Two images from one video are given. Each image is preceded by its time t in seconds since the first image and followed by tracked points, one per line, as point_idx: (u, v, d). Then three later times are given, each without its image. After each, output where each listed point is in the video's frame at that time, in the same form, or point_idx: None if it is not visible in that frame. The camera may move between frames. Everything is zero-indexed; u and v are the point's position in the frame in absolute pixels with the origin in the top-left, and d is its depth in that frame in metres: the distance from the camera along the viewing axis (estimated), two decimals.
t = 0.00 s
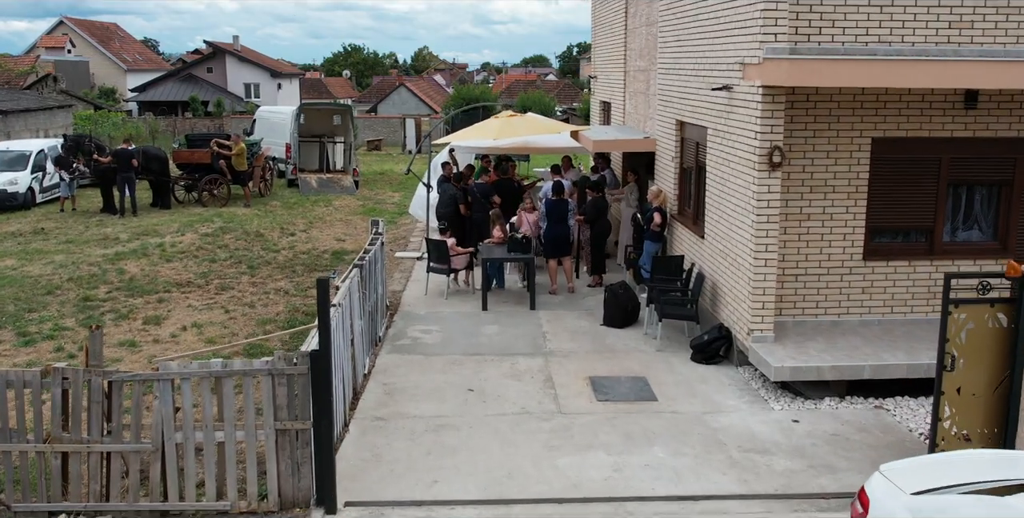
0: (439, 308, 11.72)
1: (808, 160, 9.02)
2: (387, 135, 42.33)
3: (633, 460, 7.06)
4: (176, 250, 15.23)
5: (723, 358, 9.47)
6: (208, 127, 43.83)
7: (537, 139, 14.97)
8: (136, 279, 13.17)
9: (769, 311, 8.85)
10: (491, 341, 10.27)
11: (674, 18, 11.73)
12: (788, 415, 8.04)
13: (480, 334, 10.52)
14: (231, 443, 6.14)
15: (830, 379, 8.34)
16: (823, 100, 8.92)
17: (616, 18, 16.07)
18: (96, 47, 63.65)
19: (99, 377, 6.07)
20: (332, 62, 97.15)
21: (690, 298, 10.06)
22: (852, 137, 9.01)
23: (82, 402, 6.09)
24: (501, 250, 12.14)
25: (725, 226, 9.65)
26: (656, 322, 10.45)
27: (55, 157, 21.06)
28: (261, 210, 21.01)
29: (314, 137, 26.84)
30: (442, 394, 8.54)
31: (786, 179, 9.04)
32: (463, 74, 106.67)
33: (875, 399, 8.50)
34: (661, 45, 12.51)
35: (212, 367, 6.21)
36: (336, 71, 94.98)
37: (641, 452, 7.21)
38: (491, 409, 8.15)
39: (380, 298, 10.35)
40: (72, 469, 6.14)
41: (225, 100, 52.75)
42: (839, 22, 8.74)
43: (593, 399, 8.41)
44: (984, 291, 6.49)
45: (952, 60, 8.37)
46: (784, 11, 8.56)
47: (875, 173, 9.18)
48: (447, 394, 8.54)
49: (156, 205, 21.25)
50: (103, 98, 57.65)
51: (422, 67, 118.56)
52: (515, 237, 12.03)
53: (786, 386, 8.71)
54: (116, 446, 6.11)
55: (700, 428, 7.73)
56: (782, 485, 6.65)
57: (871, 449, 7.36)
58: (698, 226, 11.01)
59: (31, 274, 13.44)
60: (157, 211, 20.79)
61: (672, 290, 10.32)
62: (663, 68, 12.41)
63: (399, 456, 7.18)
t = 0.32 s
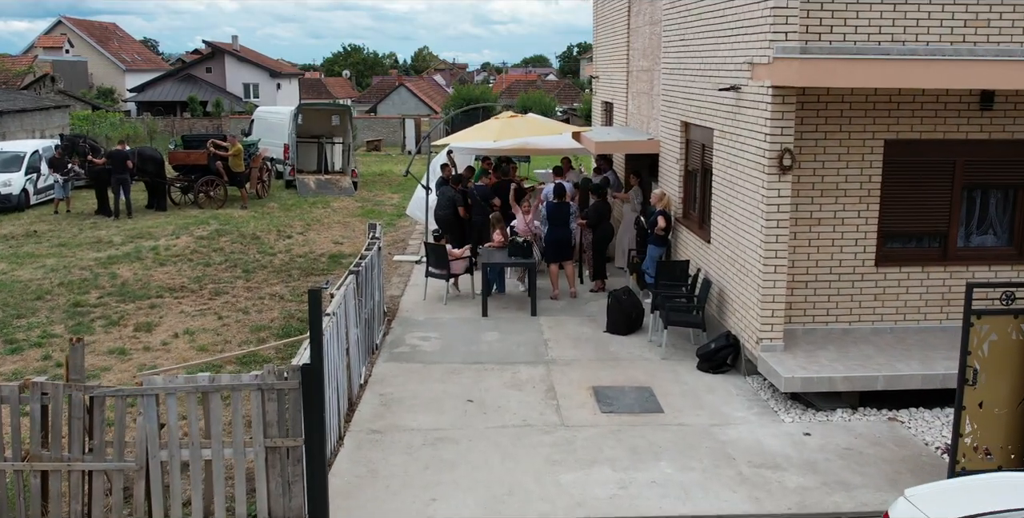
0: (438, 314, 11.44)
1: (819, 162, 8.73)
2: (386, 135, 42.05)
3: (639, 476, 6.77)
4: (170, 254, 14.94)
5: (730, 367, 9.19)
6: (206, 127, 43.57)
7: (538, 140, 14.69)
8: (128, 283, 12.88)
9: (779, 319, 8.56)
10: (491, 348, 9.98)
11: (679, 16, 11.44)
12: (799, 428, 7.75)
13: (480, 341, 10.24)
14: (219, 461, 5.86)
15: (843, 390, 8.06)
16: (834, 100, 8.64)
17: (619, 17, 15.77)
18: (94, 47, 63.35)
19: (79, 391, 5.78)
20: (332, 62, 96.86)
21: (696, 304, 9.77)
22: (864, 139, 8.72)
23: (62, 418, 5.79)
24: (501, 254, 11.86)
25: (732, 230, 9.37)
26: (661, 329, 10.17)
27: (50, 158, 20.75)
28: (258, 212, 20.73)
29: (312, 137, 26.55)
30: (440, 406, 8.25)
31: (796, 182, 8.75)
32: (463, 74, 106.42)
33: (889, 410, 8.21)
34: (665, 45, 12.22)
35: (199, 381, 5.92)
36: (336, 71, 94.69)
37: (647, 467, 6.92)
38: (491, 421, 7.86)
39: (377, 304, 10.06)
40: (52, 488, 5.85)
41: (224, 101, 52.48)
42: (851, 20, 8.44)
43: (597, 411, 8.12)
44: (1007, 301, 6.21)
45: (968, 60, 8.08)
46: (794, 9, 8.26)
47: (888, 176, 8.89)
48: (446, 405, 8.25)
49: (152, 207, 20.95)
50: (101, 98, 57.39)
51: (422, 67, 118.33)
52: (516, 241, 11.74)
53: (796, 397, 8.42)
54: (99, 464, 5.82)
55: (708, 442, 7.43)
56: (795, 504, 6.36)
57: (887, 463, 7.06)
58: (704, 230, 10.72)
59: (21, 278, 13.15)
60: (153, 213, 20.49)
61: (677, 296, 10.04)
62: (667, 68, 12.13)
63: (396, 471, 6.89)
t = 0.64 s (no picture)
0: (437, 321, 11.11)
1: (832, 166, 8.41)
2: (386, 135, 41.73)
3: (648, 496, 6.45)
4: (163, 258, 14.62)
5: (739, 378, 8.86)
6: (205, 127, 43.27)
7: (540, 141, 14.36)
8: (119, 289, 12.56)
9: (791, 329, 8.24)
10: (492, 357, 9.66)
11: (684, 15, 11.11)
12: (814, 443, 7.43)
13: (480, 350, 9.92)
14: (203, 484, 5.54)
15: (858, 403, 7.73)
16: (848, 101, 8.32)
17: (622, 16, 15.45)
18: (92, 47, 63.01)
19: (55, 411, 5.46)
20: (332, 62, 96.54)
21: (704, 313, 9.45)
22: (879, 142, 8.40)
23: (38, 437, 5.47)
24: (502, 259, 11.54)
25: (741, 236, 9.05)
26: (667, 337, 9.85)
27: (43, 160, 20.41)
28: (255, 214, 20.41)
29: (310, 138, 26.18)
30: (438, 419, 7.92)
31: (808, 186, 8.43)
32: (463, 74, 106.22)
33: (905, 423, 7.89)
34: (670, 44, 11.90)
35: (183, 400, 5.61)
36: (335, 71, 94.36)
37: (656, 487, 6.60)
38: (492, 436, 7.54)
39: (374, 312, 9.74)
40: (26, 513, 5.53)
41: (222, 101, 52.16)
42: (866, 18, 8.11)
43: (602, 425, 7.80)
44: None
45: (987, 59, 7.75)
46: (807, 6, 7.94)
47: (903, 180, 8.57)
48: (445, 419, 7.93)
49: (147, 209, 20.62)
50: (99, 98, 57.07)
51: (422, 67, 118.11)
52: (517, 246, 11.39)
53: (809, 410, 8.10)
54: (76, 487, 5.51)
55: (719, 459, 7.11)
56: None
57: (906, 482, 6.74)
58: (711, 235, 10.40)
59: (9, 284, 12.82)
60: (147, 215, 20.16)
61: (684, 304, 9.72)
62: (672, 68, 11.80)
63: (392, 491, 6.57)
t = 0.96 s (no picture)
0: (434, 328, 10.77)
1: (846, 169, 8.07)
2: (385, 136, 41.39)
3: None
4: (155, 262, 14.28)
5: (749, 389, 8.52)
6: (202, 128, 42.93)
7: (541, 143, 14.01)
8: (108, 295, 12.22)
9: (804, 340, 7.90)
10: (491, 367, 9.32)
11: (690, 13, 10.76)
12: (829, 461, 7.09)
13: (479, 359, 9.57)
14: (184, 511, 5.22)
15: (874, 418, 7.39)
16: (862, 102, 7.98)
17: (625, 15, 15.10)
18: (90, 46, 62.63)
19: (25, 432, 5.20)
20: (331, 62, 96.23)
21: (712, 322, 9.11)
22: (895, 144, 8.06)
23: (8, 459, 5.23)
24: (501, 265, 11.20)
25: (751, 242, 8.71)
26: (673, 347, 9.52)
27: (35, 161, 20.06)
28: (251, 216, 20.08)
29: (307, 139, 25.83)
30: (435, 434, 7.58)
31: (821, 190, 8.09)
32: (462, 74, 105.89)
33: (923, 439, 7.55)
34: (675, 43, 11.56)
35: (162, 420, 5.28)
36: (334, 71, 94.03)
37: (665, 509, 6.26)
38: (491, 453, 7.20)
39: (369, 321, 9.41)
40: None
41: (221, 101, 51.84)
42: (882, 15, 7.76)
43: (606, 440, 7.46)
44: None
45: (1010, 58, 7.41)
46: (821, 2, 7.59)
47: (919, 184, 8.23)
48: (442, 434, 7.58)
49: (141, 211, 20.27)
50: (97, 98, 56.74)
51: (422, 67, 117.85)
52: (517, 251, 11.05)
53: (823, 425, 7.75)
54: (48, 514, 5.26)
55: (730, 477, 6.77)
56: None
57: (928, 502, 6.40)
58: (718, 240, 10.05)
59: None
60: (141, 217, 19.82)
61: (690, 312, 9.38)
62: (677, 67, 11.45)
63: (386, 513, 6.22)
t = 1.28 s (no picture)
0: (432, 338, 10.39)
1: (863, 175, 7.69)
2: (384, 136, 40.99)
3: None
4: (146, 268, 13.89)
5: (760, 405, 8.15)
6: (200, 128, 42.53)
7: (542, 146, 13.62)
8: (95, 303, 11.84)
9: (820, 354, 7.52)
10: (491, 381, 8.94)
11: (697, 12, 10.37)
12: (847, 484, 6.70)
13: (478, 372, 9.19)
14: None
15: (894, 438, 7.01)
16: (880, 105, 7.60)
17: (628, 14, 14.73)
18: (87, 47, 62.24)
19: None
20: (331, 63, 95.84)
21: (721, 334, 8.73)
22: (914, 149, 7.68)
23: None
24: (501, 272, 10.83)
25: (762, 250, 8.34)
26: (679, 357, 9.17)
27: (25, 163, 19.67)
28: (246, 220, 19.70)
29: (305, 140, 25.42)
30: (431, 454, 7.20)
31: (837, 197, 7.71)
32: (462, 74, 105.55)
33: (945, 460, 7.17)
34: (681, 43, 11.18)
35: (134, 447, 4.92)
36: (333, 71, 93.65)
37: None
38: (490, 475, 6.83)
39: (363, 332, 9.06)
40: None
41: (219, 101, 51.44)
42: (901, 13, 7.37)
43: (611, 461, 7.08)
44: None
45: None
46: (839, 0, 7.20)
47: (939, 190, 7.84)
48: (439, 454, 7.20)
49: (134, 214, 19.91)
50: (95, 98, 56.36)
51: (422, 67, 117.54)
52: (517, 258, 10.66)
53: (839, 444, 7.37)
54: None
55: (742, 503, 6.39)
56: None
57: None
58: (727, 247, 9.67)
59: None
60: (135, 221, 19.44)
61: (698, 323, 9.00)
62: (683, 68, 11.06)
63: None
